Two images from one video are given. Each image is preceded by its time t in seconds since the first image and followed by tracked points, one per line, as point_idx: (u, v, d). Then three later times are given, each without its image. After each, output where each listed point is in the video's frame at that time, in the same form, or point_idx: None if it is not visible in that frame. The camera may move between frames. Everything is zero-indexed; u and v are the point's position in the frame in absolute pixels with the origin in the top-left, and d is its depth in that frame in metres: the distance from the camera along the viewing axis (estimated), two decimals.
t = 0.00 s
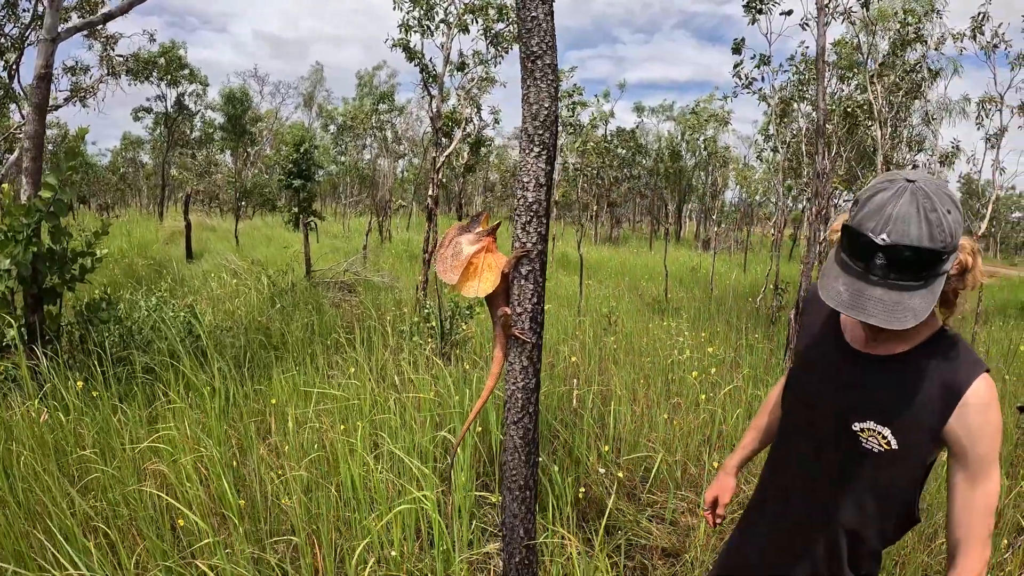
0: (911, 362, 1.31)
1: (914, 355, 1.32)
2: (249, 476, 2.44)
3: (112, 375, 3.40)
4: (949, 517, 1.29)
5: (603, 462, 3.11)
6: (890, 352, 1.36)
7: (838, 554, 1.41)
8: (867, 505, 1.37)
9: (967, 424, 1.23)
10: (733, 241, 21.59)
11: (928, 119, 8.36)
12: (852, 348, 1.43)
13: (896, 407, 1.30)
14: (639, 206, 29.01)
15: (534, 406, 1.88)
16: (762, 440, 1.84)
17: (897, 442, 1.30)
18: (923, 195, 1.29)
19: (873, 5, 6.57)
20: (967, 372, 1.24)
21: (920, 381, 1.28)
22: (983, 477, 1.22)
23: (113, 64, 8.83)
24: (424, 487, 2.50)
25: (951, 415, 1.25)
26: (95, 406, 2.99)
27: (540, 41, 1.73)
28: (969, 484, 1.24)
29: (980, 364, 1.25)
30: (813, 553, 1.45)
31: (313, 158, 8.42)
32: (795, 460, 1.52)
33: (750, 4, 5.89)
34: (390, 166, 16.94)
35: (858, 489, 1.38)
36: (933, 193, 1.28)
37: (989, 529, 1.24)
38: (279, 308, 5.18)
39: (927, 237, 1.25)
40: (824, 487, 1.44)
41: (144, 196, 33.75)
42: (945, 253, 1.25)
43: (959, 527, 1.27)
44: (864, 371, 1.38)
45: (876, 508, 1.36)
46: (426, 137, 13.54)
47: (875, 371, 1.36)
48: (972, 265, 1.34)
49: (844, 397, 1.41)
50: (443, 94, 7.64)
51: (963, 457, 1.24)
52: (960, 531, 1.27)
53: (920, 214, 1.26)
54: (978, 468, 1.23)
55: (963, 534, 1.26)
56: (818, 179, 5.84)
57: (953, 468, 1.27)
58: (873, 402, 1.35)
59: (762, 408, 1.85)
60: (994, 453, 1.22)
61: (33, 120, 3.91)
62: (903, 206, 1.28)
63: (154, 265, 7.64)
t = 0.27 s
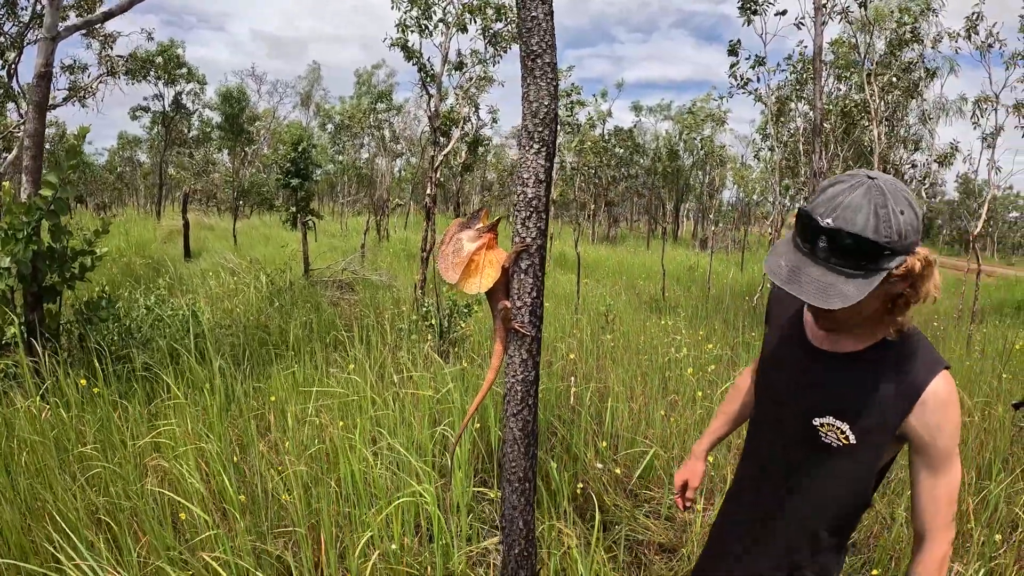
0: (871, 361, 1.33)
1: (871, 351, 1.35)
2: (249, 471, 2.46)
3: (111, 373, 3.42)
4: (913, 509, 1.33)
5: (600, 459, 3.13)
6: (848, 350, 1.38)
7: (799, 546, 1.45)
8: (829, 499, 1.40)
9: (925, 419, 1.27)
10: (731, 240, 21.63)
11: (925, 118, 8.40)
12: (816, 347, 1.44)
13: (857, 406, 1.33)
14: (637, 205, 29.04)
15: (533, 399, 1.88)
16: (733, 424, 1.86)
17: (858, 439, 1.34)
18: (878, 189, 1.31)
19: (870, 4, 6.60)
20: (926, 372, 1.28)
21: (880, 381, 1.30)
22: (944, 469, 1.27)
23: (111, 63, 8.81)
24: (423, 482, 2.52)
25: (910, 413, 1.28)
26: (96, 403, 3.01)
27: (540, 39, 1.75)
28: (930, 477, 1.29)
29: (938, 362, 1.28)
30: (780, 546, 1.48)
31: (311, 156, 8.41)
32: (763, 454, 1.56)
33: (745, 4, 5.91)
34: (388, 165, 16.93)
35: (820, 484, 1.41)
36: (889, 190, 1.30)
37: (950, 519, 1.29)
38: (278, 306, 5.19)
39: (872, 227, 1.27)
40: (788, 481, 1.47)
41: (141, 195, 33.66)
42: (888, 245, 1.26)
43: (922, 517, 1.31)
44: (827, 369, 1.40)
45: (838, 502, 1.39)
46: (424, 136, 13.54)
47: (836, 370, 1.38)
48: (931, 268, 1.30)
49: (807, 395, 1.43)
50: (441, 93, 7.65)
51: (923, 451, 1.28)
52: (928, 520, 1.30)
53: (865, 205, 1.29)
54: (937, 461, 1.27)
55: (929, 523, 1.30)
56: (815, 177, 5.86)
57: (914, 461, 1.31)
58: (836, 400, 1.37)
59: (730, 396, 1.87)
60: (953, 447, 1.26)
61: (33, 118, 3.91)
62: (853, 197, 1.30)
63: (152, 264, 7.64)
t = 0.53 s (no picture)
0: (844, 355, 1.39)
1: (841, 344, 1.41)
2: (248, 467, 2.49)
3: (111, 372, 3.44)
4: (897, 502, 1.34)
5: (599, 457, 3.15)
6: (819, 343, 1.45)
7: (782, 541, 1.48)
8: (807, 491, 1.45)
9: (901, 411, 1.30)
10: (730, 240, 21.64)
11: (923, 118, 8.42)
12: (792, 343, 1.50)
13: (831, 399, 1.39)
14: (636, 204, 29.07)
15: (529, 396, 1.89)
16: (715, 421, 1.90)
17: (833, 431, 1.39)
18: (863, 172, 1.33)
19: (868, 4, 6.61)
20: (897, 363, 1.32)
21: (853, 374, 1.36)
22: (923, 459, 1.29)
23: (109, 62, 8.81)
24: (423, 478, 2.54)
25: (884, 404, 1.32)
26: (97, 402, 3.02)
27: (536, 42, 1.76)
28: (909, 468, 1.31)
29: (910, 354, 1.33)
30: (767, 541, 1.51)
31: (309, 156, 8.41)
32: (744, 450, 1.61)
33: (738, 7, 5.93)
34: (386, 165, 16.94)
35: (799, 477, 1.46)
36: (875, 177, 1.32)
37: (933, 508, 1.30)
38: (277, 305, 5.21)
39: (834, 195, 1.31)
40: (769, 475, 1.52)
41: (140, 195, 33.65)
42: (843, 214, 1.30)
43: (905, 509, 1.32)
44: (803, 365, 1.46)
45: (815, 495, 1.43)
46: (422, 135, 13.53)
47: (811, 366, 1.44)
48: (896, 270, 1.33)
49: (785, 391, 1.49)
50: (440, 93, 7.65)
51: (900, 442, 1.32)
52: (912, 510, 1.31)
53: (842, 182, 1.31)
54: (915, 451, 1.30)
55: (913, 511, 1.31)
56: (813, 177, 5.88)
57: (893, 453, 1.34)
58: (811, 394, 1.43)
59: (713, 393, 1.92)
60: (930, 436, 1.28)
61: (33, 118, 3.92)
62: (835, 167, 1.35)
63: (151, 264, 7.65)
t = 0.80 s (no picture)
0: (818, 355, 1.37)
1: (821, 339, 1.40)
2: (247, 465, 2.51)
3: (111, 371, 3.45)
4: (871, 507, 1.31)
5: (597, 456, 3.16)
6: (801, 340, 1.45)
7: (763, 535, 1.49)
8: (780, 487, 1.45)
9: (868, 416, 1.26)
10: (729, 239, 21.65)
11: (921, 118, 8.44)
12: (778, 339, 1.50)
13: (807, 397, 1.37)
14: (635, 204, 29.08)
15: (525, 393, 1.90)
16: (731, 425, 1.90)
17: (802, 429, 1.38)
18: (841, 168, 1.33)
19: (866, 4, 6.62)
20: (871, 366, 1.27)
21: (825, 374, 1.34)
22: (893, 465, 1.25)
23: (108, 62, 8.80)
24: (421, 476, 2.55)
25: (850, 407, 1.29)
26: (97, 400, 3.03)
27: (531, 44, 1.77)
28: (879, 473, 1.27)
29: (883, 356, 1.28)
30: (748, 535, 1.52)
31: (308, 155, 8.41)
32: (729, 446, 1.62)
33: (732, 8, 5.94)
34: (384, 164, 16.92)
35: (773, 474, 1.46)
36: (854, 172, 1.32)
37: (907, 515, 1.25)
38: (275, 304, 5.22)
39: (812, 191, 1.32)
40: (746, 470, 1.54)
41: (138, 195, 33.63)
42: (820, 208, 1.30)
43: (878, 514, 1.29)
44: (787, 361, 1.45)
45: (787, 491, 1.44)
46: (421, 135, 13.53)
47: (789, 364, 1.44)
48: (875, 266, 1.33)
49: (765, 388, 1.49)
50: (438, 93, 7.65)
51: (868, 448, 1.28)
52: (882, 516, 1.28)
53: (819, 177, 1.32)
54: (882, 457, 1.26)
55: (884, 517, 1.28)
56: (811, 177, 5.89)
57: (864, 457, 1.30)
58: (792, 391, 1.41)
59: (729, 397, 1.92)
60: (900, 442, 1.23)
61: (31, 117, 3.93)
62: (814, 163, 1.35)
63: (150, 263, 7.65)
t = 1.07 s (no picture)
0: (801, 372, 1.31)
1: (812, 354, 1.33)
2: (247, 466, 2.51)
3: (111, 371, 3.45)
4: (835, 548, 1.24)
5: (596, 456, 3.17)
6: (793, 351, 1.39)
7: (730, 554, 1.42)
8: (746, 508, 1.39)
9: (840, 454, 1.18)
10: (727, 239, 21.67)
11: (919, 118, 8.45)
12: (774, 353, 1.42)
13: (791, 419, 1.28)
14: (633, 203, 29.10)
15: (526, 394, 1.91)
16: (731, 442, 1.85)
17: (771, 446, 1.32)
18: (838, 165, 1.30)
19: (865, 3, 6.63)
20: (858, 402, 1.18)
21: (804, 395, 1.27)
22: (864, 513, 1.17)
23: (107, 61, 8.79)
24: (421, 477, 2.55)
25: (821, 439, 1.22)
26: (97, 400, 3.04)
27: (533, 47, 1.77)
28: (846, 513, 1.20)
29: (863, 391, 1.19)
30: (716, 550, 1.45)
31: (307, 154, 8.41)
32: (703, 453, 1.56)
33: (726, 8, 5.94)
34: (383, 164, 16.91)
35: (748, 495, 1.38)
36: (851, 170, 1.29)
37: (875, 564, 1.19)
38: (274, 303, 5.21)
39: (803, 185, 1.29)
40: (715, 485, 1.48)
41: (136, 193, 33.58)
42: (808, 203, 1.28)
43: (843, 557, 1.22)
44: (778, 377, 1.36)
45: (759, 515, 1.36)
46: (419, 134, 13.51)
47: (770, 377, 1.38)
48: (872, 273, 1.27)
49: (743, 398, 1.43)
50: (437, 92, 7.65)
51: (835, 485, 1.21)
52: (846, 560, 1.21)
53: (812, 172, 1.29)
54: (851, 499, 1.18)
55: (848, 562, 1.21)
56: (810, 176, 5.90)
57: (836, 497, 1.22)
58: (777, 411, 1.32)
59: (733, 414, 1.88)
60: (873, 489, 1.15)
61: (31, 117, 3.93)
62: (808, 160, 1.33)
63: (148, 262, 7.65)
